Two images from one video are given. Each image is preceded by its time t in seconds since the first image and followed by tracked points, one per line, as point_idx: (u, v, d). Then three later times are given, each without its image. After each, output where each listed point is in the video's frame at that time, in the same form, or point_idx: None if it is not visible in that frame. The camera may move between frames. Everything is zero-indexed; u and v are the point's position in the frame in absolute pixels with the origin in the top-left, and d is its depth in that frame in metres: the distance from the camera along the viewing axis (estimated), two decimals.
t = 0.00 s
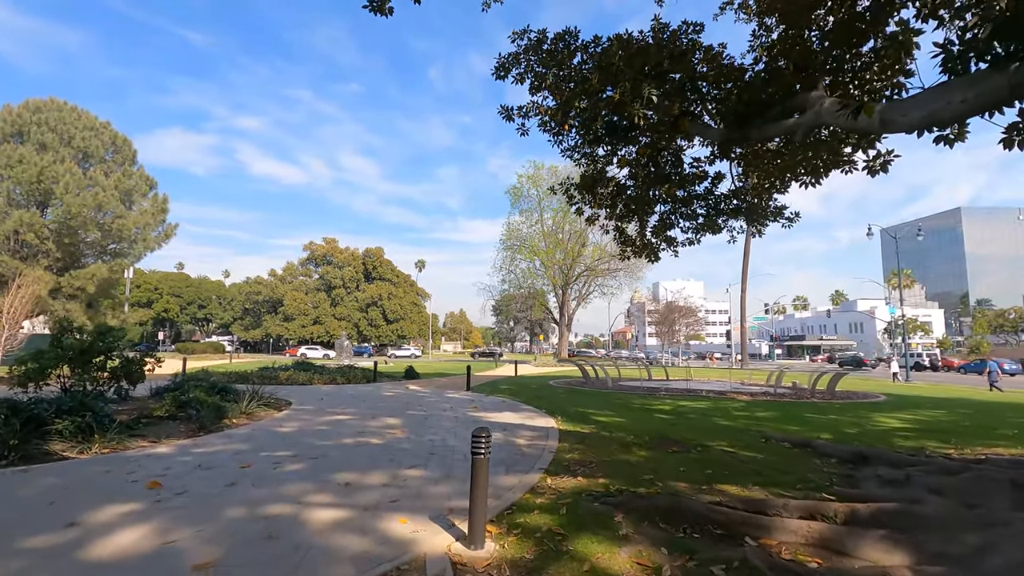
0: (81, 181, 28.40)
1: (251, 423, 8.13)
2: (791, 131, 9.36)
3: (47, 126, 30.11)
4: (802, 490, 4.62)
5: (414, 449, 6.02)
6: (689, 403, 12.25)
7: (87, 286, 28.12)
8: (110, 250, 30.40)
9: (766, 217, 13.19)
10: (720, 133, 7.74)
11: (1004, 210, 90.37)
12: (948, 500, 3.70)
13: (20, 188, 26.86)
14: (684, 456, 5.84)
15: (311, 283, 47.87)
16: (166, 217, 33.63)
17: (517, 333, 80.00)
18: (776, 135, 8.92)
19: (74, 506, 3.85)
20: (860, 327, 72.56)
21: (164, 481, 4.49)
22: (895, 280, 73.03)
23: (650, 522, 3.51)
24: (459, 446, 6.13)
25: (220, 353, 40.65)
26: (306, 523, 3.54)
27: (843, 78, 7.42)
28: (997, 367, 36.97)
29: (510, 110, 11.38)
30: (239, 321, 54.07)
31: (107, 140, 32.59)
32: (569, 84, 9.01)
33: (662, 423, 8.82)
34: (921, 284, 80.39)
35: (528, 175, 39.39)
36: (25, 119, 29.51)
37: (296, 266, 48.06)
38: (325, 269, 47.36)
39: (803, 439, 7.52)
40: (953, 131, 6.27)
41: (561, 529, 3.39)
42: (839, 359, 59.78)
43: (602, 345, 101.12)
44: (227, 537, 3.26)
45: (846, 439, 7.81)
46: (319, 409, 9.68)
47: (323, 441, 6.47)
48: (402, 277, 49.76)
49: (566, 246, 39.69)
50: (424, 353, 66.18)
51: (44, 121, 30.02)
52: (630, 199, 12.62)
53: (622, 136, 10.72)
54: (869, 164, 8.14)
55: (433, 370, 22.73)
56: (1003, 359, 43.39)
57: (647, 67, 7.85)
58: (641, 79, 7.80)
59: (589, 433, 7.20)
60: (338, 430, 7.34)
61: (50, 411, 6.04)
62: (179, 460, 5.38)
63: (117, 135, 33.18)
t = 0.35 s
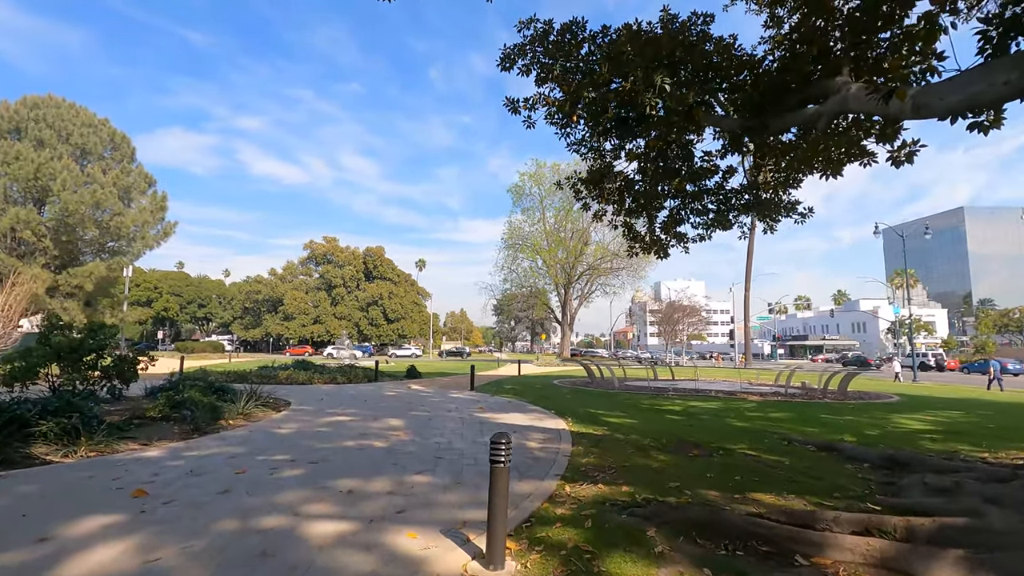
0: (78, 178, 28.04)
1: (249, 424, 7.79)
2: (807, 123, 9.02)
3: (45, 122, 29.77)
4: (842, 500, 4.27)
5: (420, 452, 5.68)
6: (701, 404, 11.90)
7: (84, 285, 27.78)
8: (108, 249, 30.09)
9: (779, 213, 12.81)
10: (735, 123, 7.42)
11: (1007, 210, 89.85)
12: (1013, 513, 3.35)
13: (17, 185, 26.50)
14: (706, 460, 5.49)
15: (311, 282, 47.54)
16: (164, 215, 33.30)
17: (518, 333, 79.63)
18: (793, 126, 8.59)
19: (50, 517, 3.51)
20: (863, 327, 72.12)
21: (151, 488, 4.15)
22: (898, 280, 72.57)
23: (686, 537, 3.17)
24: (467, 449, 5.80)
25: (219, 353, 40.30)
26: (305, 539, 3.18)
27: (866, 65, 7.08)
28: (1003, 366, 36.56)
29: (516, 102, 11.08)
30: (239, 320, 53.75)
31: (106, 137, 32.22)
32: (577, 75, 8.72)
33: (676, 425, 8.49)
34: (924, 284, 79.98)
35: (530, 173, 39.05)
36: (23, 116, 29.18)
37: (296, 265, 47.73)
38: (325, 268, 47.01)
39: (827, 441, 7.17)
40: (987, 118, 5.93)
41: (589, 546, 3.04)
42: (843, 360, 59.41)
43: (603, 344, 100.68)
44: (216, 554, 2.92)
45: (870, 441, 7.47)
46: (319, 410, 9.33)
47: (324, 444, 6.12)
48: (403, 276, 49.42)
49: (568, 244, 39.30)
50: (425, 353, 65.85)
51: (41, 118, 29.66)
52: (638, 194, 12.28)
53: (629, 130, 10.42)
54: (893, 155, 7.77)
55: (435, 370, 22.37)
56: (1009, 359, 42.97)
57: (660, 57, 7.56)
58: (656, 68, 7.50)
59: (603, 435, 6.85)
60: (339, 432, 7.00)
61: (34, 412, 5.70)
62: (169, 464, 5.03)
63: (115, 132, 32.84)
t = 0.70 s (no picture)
0: (77, 175, 27.71)
1: (245, 428, 7.48)
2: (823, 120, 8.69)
3: (44, 118, 29.43)
4: (882, 518, 3.95)
5: (425, 460, 5.37)
6: (711, 408, 11.57)
7: (82, 282, 27.45)
8: (107, 246, 29.82)
9: (791, 212, 12.46)
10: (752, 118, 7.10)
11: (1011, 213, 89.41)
12: None
13: (14, 180, 26.16)
14: (728, 471, 5.17)
15: (311, 282, 47.26)
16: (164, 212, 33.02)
17: (519, 333, 79.31)
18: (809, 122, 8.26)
19: (20, 535, 3.19)
20: (866, 329, 71.76)
21: (134, 502, 3.83)
22: (901, 282, 72.18)
23: (724, 564, 2.86)
24: (475, 458, 5.48)
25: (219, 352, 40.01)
26: (299, 563, 2.86)
27: (891, 56, 6.76)
28: (1008, 370, 36.23)
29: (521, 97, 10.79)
30: (239, 319, 53.45)
31: (105, 133, 31.90)
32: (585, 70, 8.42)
33: (689, 431, 8.17)
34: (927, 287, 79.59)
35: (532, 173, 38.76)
36: (21, 111, 28.86)
37: (296, 264, 47.45)
38: (325, 267, 46.70)
39: (851, 450, 6.84)
40: None
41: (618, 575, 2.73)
42: (846, 363, 59.00)
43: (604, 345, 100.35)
44: None
45: (893, 450, 7.16)
46: (319, 413, 9.01)
47: (322, 450, 5.79)
48: (403, 276, 49.12)
49: (570, 244, 38.96)
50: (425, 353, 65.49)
51: (40, 114, 29.35)
52: (646, 192, 11.95)
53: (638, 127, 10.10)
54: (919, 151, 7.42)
55: (436, 371, 22.06)
56: (1014, 363, 42.57)
57: (673, 49, 7.25)
58: (668, 61, 7.18)
59: (616, 444, 6.52)
60: (340, 437, 6.68)
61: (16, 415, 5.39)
62: (158, 473, 4.71)
63: (115, 129, 32.55)
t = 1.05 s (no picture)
0: (73, 171, 27.39)
1: (241, 431, 7.18)
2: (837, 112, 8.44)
3: (40, 114, 29.09)
4: (925, 531, 3.67)
5: (432, 466, 5.09)
6: (720, 409, 11.31)
7: (79, 280, 27.16)
8: (104, 244, 29.53)
9: (801, 209, 12.17)
10: (768, 109, 6.83)
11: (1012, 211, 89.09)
12: None
13: (9, 177, 25.84)
14: (752, 478, 4.90)
15: (310, 280, 46.99)
16: (161, 210, 32.78)
17: (519, 332, 79.11)
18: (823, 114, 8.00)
19: None
20: (866, 328, 71.54)
21: (117, 514, 3.55)
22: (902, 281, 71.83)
23: None
24: (483, 464, 5.20)
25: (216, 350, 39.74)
26: None
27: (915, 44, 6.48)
28: (1013, 370, 35.93)
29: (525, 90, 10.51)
30: (238, 317, 53.17)
31: (102, 130, 31.60)
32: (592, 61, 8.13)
33: (703, 434, 7.89)
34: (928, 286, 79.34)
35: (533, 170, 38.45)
36: (17, 107, 28.55)
37: (295, 262, 47.14)
38: (324, 265, 46.40)
39: (873, 454, 6.55)
40: None
41: None
42: (847, 362, 58.77)
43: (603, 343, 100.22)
44: None
45: (916, 453, 6.90)
46: (318, 414, 8.73)
47: (322, 455, 5.49)
48: (403, 274, 48.82)
49: (571, 242, 38.65)
50: (425, 351, 65.30)
51: (36, 110, 29.04)
52: (653, 188, 11.65)
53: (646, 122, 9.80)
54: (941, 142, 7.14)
55: (438, 369, 21.80)
56: (1017, 362, 42.29)
57: (684, 38, 6.98)
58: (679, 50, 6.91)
59: (629, 447, 6.25)
60: (340, 440, 6.40)
61: None
62: (144, 481, 4.42)
63: (112, 125, 32.27)
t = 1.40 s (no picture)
0: (66, 169, 26.98)
1: (235, 435, 6.86)
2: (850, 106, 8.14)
3: (31, 110, 28.60)
4: (973, 549, 3.40)
5: (436, 475, 4.79)
6: (727, 411, 11.04)
7: (71, 279, 26.74)
8: (97, 242, 29.12)
9: (809, 206, 11.88)
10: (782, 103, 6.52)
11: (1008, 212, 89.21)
12: None
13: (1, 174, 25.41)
14: (777, 488, 4.61)
15: (307, 279, 46.63)
16: (155, 208, 32.46)
17: (516, 332, 78.84)
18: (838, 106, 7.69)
19: None
20: (864, 328, 71.51)
21: (93, 533, 3.23)
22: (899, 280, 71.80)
23: None
24: (490, 474, 4.89)
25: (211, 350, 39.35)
26: None
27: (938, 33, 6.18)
28: (1013, 370, 35.71)
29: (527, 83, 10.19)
30: (233, 317, 52.73)
31: (95, 127, 31.20)
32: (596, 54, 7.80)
33: (714, 438, 7.61)
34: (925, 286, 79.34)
35: (532, 169, 38.16)
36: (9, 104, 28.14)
37: (292, 261, 46.77)
38: (321, 264, 46.03)
39: (896, 461, 6.27)
40: None
41: None
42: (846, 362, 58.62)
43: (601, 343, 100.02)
44: None
45: (938, 459, 6.64)
46: (315, 417, 8.42)
47: (318, 464, 5.17)
48: (400, 274, 48.47)
49: (570, 242, 38.35)
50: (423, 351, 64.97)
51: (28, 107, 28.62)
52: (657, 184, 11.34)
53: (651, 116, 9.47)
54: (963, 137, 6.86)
55: (437, 370, 21.49)
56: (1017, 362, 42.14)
57: (695, 30, 6.61)
58: (689, 43, 6.55)
59: (642, 453, 5.97)
60: (338, 446, 6.10)
61: None
62: (127, 493, 4.10)
63: (105, 122, 31.87)
